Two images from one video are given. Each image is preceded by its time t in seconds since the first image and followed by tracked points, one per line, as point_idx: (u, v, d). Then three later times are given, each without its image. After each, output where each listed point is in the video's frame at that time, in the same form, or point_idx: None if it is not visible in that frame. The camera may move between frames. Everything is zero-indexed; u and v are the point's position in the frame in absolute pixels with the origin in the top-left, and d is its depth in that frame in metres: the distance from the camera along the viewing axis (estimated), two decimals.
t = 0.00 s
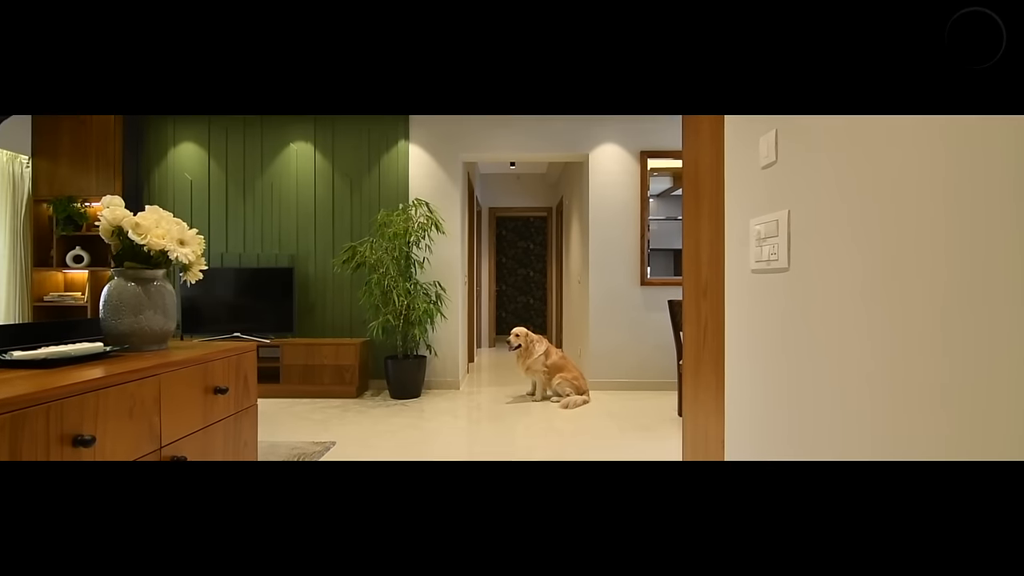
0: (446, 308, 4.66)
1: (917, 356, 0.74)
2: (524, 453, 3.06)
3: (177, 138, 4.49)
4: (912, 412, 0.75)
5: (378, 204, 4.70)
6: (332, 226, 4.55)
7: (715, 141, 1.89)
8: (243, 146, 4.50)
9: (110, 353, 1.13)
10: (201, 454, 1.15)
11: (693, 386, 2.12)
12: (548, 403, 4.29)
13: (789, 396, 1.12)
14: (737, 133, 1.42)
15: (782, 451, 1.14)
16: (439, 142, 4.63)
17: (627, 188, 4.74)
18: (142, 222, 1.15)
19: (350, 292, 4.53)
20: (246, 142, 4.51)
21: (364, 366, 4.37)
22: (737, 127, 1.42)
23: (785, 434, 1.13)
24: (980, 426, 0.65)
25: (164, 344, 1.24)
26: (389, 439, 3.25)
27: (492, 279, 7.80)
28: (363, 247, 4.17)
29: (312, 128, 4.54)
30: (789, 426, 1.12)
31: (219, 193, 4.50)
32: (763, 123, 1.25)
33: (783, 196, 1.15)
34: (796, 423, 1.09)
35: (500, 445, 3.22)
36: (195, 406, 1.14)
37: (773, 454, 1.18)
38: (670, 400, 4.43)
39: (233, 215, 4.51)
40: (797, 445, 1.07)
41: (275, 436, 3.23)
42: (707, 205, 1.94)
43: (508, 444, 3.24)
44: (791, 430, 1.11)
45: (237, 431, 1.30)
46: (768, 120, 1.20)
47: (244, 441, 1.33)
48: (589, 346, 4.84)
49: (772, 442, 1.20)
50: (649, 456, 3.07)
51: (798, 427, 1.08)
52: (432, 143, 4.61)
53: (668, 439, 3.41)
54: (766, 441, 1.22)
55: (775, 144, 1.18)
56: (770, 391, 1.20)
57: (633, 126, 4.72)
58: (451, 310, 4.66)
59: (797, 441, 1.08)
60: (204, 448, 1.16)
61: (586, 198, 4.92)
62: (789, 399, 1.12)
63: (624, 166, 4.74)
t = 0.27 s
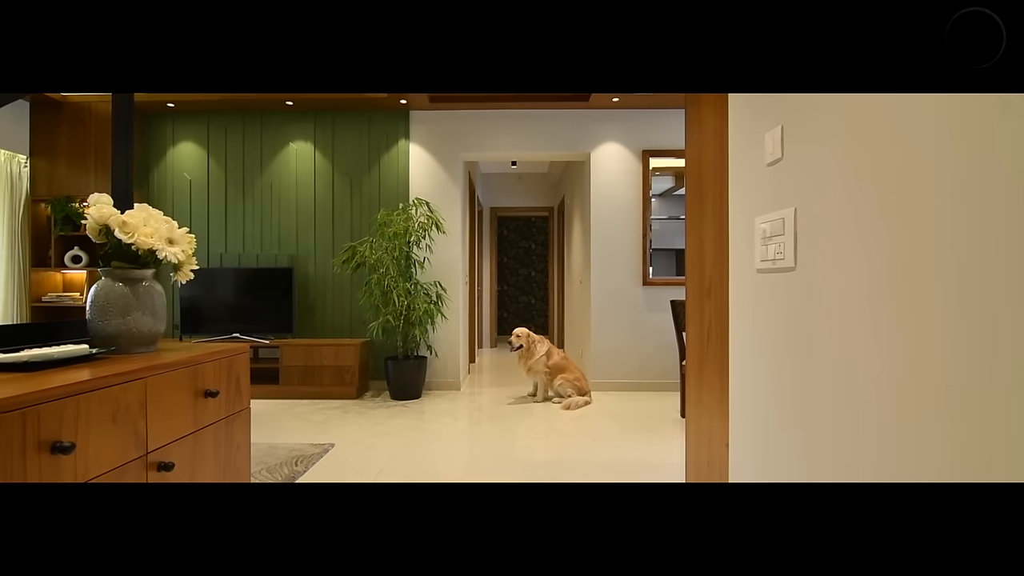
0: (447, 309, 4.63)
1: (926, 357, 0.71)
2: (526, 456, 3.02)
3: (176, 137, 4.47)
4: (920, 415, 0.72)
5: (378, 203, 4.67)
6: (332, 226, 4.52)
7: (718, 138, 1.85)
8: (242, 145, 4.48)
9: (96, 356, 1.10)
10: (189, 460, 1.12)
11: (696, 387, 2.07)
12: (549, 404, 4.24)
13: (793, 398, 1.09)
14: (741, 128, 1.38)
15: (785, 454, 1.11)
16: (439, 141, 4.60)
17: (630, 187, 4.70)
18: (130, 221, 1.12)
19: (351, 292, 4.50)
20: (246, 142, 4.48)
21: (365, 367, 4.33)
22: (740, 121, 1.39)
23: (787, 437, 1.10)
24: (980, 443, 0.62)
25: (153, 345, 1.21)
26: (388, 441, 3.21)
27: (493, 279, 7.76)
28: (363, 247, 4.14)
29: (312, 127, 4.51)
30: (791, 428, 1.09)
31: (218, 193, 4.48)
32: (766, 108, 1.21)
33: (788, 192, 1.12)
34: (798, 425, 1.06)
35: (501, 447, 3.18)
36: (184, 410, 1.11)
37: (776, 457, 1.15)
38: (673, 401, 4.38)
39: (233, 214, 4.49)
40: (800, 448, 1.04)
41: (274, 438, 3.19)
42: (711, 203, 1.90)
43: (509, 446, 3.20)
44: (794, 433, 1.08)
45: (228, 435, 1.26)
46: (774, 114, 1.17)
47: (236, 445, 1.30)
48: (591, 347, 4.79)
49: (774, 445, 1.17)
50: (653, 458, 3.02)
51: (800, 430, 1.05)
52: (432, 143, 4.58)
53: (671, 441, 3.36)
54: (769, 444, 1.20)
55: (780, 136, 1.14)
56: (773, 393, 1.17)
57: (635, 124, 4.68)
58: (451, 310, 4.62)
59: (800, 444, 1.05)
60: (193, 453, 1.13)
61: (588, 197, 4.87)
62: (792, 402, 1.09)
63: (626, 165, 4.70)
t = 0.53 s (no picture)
0: (449, 309, 4.59)
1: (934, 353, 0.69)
2: (528, 457, 2.99)
3: (177, 137, 4.45)
4: (933, 414, 0.70)
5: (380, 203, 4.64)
6: (334, 226, 4.49)
7: (723, 135, 1.81)
8: (243, 145, 4.45)
9: (82, 359, 1.07)
10: (181, 465, 1.09)
11: (702, 389, 2.03)
12: (552, 405, 4.20)
13: (797, 399, 1.06)
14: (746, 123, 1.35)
15: (790, 458, 1.08)
16: (441, 140, 4.56)
17: (633, 186, 4.65)
18: (118, 219, 1.08)
19: (352, 293, 4.47)
20: (247, 141, 4.46)
21: (366, 367, 4.31)
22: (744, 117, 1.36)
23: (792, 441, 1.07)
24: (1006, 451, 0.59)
25: (144, 346, 1.19)
26: (390, 442, 3.18)
27: (496, 279, 7.72)
28: (365, 247, 4.11)
29: (313, 127, 4.49)
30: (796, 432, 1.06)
31: (220, 193, 4.46)
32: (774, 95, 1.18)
33: (792, 187, 1.09)
34: (803, 428, 1.03)
35: (503, 448, 3.15)
36: (175, 413, 1.08)
37: (782, 461, 1.12)
38: (677, 402, 4.33)
39: (234, 214, 4.46)
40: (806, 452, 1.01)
41: (274, 438, 3.17)
42: (716, 201, 1.86)
43: (511, 447, 3.17)
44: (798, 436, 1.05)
45: (221, 439, 1.23)
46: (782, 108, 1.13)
47: (230, 450, 1.26)
48: (594, 348, 4.75)
49: (779, 448, 1.14)
50: (656, 460, 2.99)
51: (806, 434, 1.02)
52: (434, 141, 4.55)
53: (675, 442, 3.32)
54: (774, 448, 1.16)
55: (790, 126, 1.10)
56: (778, 395, 1.14)
57: (638, 123, 4.63)
58: (453, 311, 4.59)
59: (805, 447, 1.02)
60: (185, 458, 1.10)
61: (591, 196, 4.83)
62: (796, 404, 1.06)
63: (629, 163, 4.65)
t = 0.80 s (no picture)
0: (454, 309, 4.57)
1: (949, 350, 0.70)
2: (533, 459, 2.95)
3: (182, 137, 4.44)
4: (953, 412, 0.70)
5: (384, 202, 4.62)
6: (338, 226, 4.48)
7: (733, 131, 1.76)
8: (248, 144, 4.44)
9: (73, 361, 1.04)
10: (174, 470, 1.06)
11: (710, 391, 1.98)
12: (558, 406, 4.16)
13: (804, 398, 1.06)
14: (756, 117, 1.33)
15: (798, 457, 1.08)
16: (446, 139, 4.53)
17: (639, 184, 4.60)
18: (110, 218, 1.05)
19: (357, 292, 4.45)
20: (251, 141, 4.45)
21: (371, 368, 4.28)
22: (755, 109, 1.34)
23: (800, 440, 1.07)
24: None
25: (137, 348, 1.16)
26: (393, 443, 3.15)
27: (502, 279, 7.68)
28: (369, 246, 4.09)
29: (318, 126, 4.47)
30: (803, 430, 1.06)
31: (225, 193, 4.45)
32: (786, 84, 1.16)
33: (801, 182, 1.08)
34: (810, 427, 1.03)
35: (507, 450, 3.11)
36: (168, 417, 1.05)
37: (788, 460, 1.12)
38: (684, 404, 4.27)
39: (239, 214, 4.46)
40: (815, 451, 1.01)
41: (277, 440, 3.14)
42: (725, 199, 1.81)
43: (516, 449, 3.13)
44: (806, 434, 1.05)
45: (217, 442, 1.20)
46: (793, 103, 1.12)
47: (226, 453, 1.23)
48: (600, 348, 4.70)
49: (785, 447, 1.14)
50: (663, 463, 2.94)
51: (813, 433, 1.02)
52: (438, 140, 4.52)
53: (683, 445, 3.27)
54: (780, 446, 1.16)
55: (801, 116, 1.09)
56: (784, 401, 1.13)
57: (645, 121, 4.58)
58: (458, 311, 4.56)
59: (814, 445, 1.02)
60: (178, 462, 1.07)
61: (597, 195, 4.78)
62: (802, 403, 1.06)
63: (636, 162, 4.60)
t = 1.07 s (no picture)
0: (460, 309, 4.54)
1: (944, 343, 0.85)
2: (540, 461, 2.90)
3: (189, 137, 4.45)
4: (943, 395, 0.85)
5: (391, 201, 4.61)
6: (345, 225, 4.47)
7: (745, 129, 1.71)
8: (255, 144, 4.44)
9: (66, 362, 1.01)
10: (168, 474, 1.03)
11: (721, 394, 1.93)
12: (565, 407, 4.11)
13: (820, 391, 1.21)
14: (774, 134, 1.48)
15: (813, 444, 1.24)
16: (452, 138, 4.51)
17: (648, 183, 4.55)
18: (104, 216, 1.03)
19: (363, 292, 4.43)
20: (258, 141, 4.45)
21: (377, 368, 4.26)
22: (773, 127, 1.48)
23: (816, 429, 1.23)
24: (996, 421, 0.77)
25: (134, 349, 1.13)
26: (399, 444, 3.12)
27: (509, 279, 7.64)
28: (375, 246, 4.07)
29: (324, 126, 4.46)
30: (819, 419, 1.22)
31: (232, 193, 4.45)
32: (804, 103, 1.30)
33: (818, 194, 1.22)
34: (826, 416, 1.19)
35: (513, 452, 3.07)
36: (163, 420, 1.02)
37: (805, 446, 1.28)
38: (694, 405, 4.21)
39: (246, 213, 4.45)
40: (830, 438, 1.17)
41: (283, 440, 3.13)
42: (736, 199, 1.77)
43: (523, 451, 3.09)
44: (820, 424, 1.21)
45: (214, 445, 1.17)
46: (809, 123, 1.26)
47: (223, 456, 1.21)
48: (608, 349, 4.64)
49: (803, 435, 1.29)
50: (673, 465, 2.88)
51: (829, 421, 1.18)
52: (445, 139, 4.49)
53: (692, 447, 3.21)
54: (798, 435, 1.32)
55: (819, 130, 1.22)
56: (804, 395, 1.28)
57: (653, 119, 4.53)
58: (464, 311, 4.53)
59: (829, 433, 1.17)
60: (172, 466, 1.04)
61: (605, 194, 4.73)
62: (820, 396, 1.21)
63: (644, 160, 4.54)
